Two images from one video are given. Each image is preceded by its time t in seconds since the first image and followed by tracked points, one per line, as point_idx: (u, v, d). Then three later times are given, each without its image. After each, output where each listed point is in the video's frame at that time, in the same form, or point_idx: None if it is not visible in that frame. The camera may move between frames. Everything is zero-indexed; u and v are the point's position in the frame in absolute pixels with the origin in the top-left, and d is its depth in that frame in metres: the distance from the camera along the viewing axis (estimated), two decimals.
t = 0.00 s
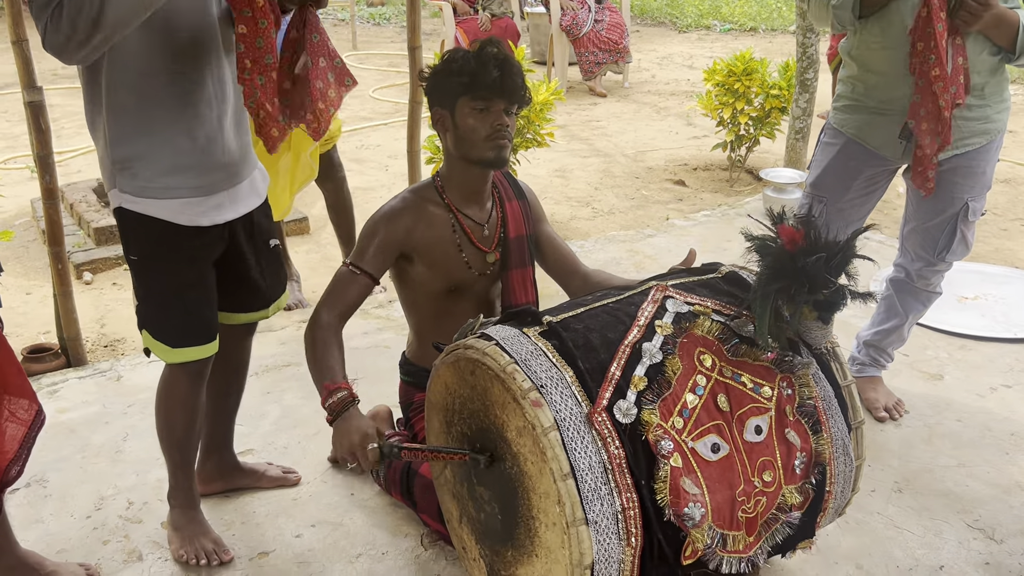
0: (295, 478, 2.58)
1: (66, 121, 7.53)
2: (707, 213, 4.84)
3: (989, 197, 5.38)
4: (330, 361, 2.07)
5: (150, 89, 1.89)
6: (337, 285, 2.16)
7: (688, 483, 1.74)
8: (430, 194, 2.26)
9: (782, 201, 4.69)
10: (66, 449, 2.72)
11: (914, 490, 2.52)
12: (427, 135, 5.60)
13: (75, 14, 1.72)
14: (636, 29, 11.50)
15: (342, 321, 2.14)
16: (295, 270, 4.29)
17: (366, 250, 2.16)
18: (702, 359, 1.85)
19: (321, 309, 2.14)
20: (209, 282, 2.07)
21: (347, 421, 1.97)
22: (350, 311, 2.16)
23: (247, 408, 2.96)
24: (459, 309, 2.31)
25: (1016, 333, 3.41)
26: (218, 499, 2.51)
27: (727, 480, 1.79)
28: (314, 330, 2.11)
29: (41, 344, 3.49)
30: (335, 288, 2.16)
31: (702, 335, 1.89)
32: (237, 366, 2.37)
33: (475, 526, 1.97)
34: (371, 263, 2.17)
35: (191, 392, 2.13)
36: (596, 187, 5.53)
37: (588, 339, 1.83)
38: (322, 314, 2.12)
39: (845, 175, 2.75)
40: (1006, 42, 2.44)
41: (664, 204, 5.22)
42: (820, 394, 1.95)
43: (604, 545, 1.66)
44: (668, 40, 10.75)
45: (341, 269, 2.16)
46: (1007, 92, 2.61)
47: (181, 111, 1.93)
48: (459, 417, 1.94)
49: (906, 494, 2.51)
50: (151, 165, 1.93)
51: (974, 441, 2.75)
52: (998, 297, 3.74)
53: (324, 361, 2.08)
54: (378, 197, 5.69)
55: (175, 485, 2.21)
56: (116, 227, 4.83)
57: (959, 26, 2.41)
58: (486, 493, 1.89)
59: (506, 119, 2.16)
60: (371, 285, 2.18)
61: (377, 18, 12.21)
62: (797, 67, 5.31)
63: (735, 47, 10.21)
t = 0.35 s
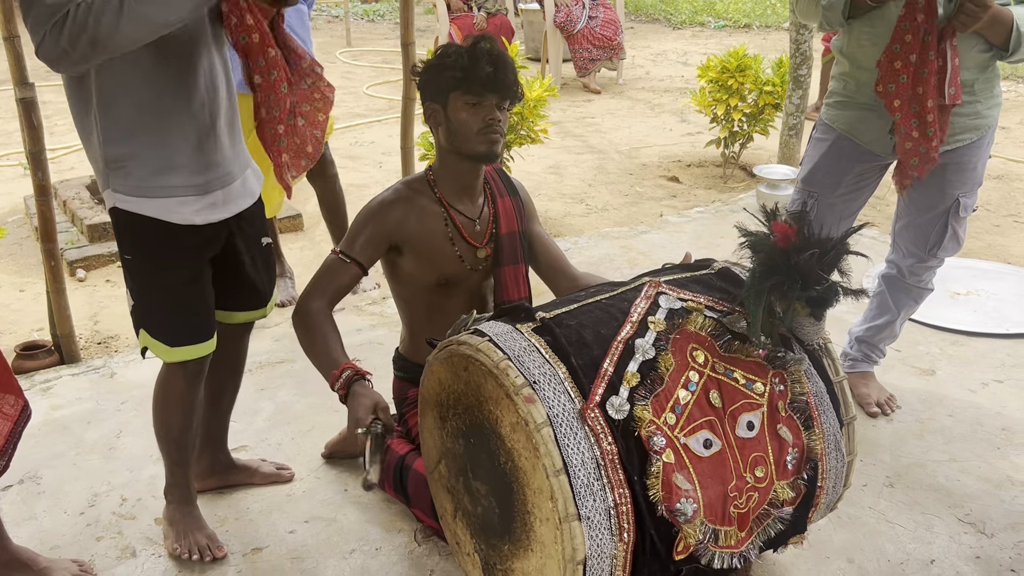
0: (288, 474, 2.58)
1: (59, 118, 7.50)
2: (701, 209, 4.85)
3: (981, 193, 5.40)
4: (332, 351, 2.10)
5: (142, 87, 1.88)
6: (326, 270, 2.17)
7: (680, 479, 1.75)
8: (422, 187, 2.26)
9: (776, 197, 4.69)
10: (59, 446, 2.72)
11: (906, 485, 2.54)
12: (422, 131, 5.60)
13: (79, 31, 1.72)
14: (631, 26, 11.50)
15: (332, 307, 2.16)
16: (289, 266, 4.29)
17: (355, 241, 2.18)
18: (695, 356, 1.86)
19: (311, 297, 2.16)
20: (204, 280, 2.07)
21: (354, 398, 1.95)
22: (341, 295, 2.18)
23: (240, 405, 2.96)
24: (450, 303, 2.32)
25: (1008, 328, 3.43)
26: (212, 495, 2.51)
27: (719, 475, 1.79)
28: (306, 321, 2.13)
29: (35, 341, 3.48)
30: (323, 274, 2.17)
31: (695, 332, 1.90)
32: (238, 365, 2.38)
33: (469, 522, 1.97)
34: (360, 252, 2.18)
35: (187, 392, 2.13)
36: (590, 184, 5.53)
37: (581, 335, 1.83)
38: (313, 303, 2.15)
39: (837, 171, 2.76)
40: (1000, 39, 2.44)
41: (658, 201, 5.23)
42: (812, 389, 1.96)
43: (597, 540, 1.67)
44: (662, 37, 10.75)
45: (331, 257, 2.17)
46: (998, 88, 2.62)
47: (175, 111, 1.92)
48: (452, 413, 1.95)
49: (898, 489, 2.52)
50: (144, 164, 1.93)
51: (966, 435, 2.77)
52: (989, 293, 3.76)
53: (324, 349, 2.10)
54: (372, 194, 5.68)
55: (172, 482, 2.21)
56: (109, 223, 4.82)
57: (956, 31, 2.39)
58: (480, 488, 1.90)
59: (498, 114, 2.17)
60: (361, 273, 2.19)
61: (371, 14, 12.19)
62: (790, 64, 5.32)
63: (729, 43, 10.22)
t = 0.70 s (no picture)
0: (274, 474, 2.57)
1: (41, 118, 7.45)
2: (686, 207, 4.86)
3: (964, 190, 5.44)
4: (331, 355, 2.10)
5: (125, 87, 1.87)
6: (318, 270, 2.15)
7: (665, 474, 1.75)
8: (408, 185, 2.26)
9: (760, 195, 4.71)
10: (42, 447, 2.70)
11: (889, 480, 2.55)
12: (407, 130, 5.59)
13: (71, 31, 1.71)
14: (616, 24, 11.52)
15: (324, 308, 2.15)
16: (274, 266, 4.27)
17: (345, 237, 2.17)
18: (679, 352, 1.86)
19: (304, 298, 2.14)
20: (189, 282, 2.06)
21: (356, 401, 1.99)
22: (333, 294, 2.17)
23: (225, 405, 2.94)
24: (437, 302, 2.31)
25: (990, 324, 3.45)
26: (197, 495, 2.50)
27: (704, 471, 1.80)
28: (298, 321, 2.12)
29: (16, 342, 3.45)
30: (315, 274, 2.15)
31: (679, 328, 1.90)
32: (224, 365, 2.37)
33: (454, 520, 1.97)
34: (352, 250, 2.16)
35: (172, 393, 2.12)
36: (575, 182, 5.54)
37: (566, 332, 1.84)
38: (304, 304, 2.13)
39: (820, 167, 2.77)
40: (979, 34, 2.44)
41: (643, 199, 5.23)
42: (796, 385, 1.96)
43: (583, 537, 1.67)
44: (647, 35, 10.77)
45: (321, 256, 2.16)
46: (979, 84, 2.63)
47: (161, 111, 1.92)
48: (438, 410, 1.95)
49: (882, 484, 2.53)
50: (130, 165, 1.92)
51: (949, 430, 2.79)
52: (972, 289, 3.78)
53: (321, 354, 2.11)
54: (357, 193, 5.67)
55: (156, 482, 2.20)
56: (93, 223, 4.78)
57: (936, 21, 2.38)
58: (465, 486, 1.90)
59: (482, 114, 2.17)
60: (353, 271, 2.18)
61: (356, 13, 12.15)
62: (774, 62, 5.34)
63: (714, 42, 10.25)
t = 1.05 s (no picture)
0: (259, 485, 2.54)
1: (14, 124, 7.34)
2: (667, 210, 4.88)
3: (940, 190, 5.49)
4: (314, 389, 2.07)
5: (117, 102, 1.84)
6: (324, 296, 2.12)
7: (655, 482, 1.75)
8: (393, 193, 2.24)
9: (741, 198, 4.73)
10: (21, 460, 2.65)
11: (874, 482, 2.57)
12: (387, 134, 5.57)
13: (57, 60, 1.68)
14: (593, 27, 11.54)
15: (334, 334, 2.13)
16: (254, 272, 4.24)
17: (341, 254, 2.14)
18: (667, 359, 1.86)
19: (312, 326, 2.12)
20: (179, 297, 2.05)
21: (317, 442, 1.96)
22: (341, 322, 2.14)
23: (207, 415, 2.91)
24: (423, 309, 2.30)
25: (969, 324, 3.48)
26: (180, 507, 2.47)
27: (694, 478, 1.80)
28: (310, 350, 2.10)
29: None
30: (322, 300, 2.13)
31: (667, 335, 1.91)
32: (211, 382, 2.36)
33: (444, 530, 1.96)
34: (352, 269, 2.14)
35: (159, 409, 2.10)
36: (556, 186, 5.54)
37: (555, 340, 1.83)
38: (312, 331, 2.11)
39: (801, 171, 2.78)
40: (960, 38, 2.47)
41: (624, 202, 5.24)
42: (783, 391, 1.97)
43: (575, 547, 1.66)
44: (624, 38, 10.80)
45: (324, 281, 2.13)
46: (958, 89, 2.65)
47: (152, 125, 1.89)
48: (425, 420, 1.93)
49: (868, 486, 2.55)
50: (121, 179, 1.89)
51: (932, 431, 2.81)
52: (951, 289, 3.82)
53: (309, 387, 2.08)
54: (337, 198, 5.64)
55: (141, 498, 2.18)
56: (69, 231, 4.72)
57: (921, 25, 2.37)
58: (454, 496, 1.89)
59: (468, 124, 2.16)
60: (357, 291, 2.16)
61: (332, 16, 12.10)
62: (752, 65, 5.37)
63: (691, 44, 10.30)
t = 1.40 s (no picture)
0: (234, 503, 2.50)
1: None
2: (641, 216, 4.88)
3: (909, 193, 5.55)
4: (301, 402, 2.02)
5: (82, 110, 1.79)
6: (300, 311, 2.08)
7: (639, 496, 1.73)
8: (369, 205, 2.21)
9: (714, 203, 4.73)
10: None
11: (854, 487, 2.57)
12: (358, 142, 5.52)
13: None
14: (562, 32, 11.56)
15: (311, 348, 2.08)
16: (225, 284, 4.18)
17: (316, 270, 2.10)
18: (649, 370, 1.85)
19: (289, 340, 2.07)
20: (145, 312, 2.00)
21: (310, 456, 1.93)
22: (318, 333, 2.09)
23: (180, 432, 2.85)
24: (399, 321, 2.27)
25: (942, 327, 3.51)
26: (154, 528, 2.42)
27: (678, 491, 1.78)
28: (287, 365, 2.05)
29: None
30: (297, 315, 2.08)
31: (648, 347, 1.89)
32: (176, 396, 2.32)
33: (426, 548, 1.92)
34: (328, 283, 2.10)
35: (125, 425, 2.04)
36: (529, 192, 5.52)
37: (536, 354, 1.81)
38: (291, 346, 2.07)
39: (775, 177, 2.78)
40: (931, 47, 2.47)
41: (597, 208, 5.24)
42: (765, 400, 1.96)
43: (560, 564, 1.64)
44: (594, 42, 10.83)
45: (300, 296, 2.09)
46: (929, 95, 2.66)
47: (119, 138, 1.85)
48: (405, 438, 1.90)
49: (847, 492, 2.55)
50: (87, 190, 1.85)
51: (908, 435, 2.83)
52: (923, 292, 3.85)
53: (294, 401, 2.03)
54: (309, 207, 5.58)
55: (109, 518, 2.12)
56: (34, 244, 4.62)
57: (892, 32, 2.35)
58: (436, 514, 1.86)
59: (447, 136, 2.13)
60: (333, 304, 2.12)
61: (300, 22, 12.00)
62: (723, 70, 5.39)
63: (660, 49, 10.34)
